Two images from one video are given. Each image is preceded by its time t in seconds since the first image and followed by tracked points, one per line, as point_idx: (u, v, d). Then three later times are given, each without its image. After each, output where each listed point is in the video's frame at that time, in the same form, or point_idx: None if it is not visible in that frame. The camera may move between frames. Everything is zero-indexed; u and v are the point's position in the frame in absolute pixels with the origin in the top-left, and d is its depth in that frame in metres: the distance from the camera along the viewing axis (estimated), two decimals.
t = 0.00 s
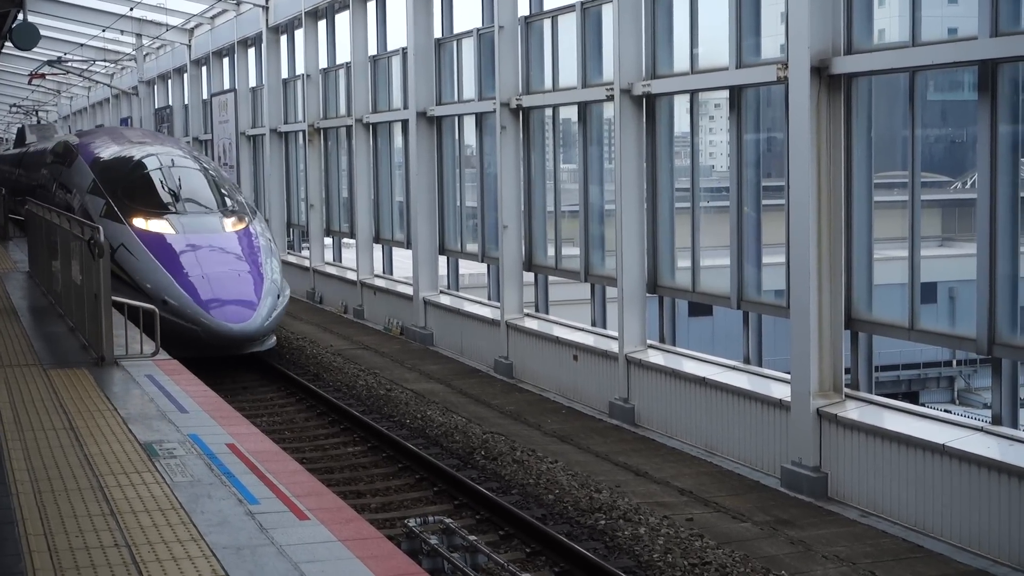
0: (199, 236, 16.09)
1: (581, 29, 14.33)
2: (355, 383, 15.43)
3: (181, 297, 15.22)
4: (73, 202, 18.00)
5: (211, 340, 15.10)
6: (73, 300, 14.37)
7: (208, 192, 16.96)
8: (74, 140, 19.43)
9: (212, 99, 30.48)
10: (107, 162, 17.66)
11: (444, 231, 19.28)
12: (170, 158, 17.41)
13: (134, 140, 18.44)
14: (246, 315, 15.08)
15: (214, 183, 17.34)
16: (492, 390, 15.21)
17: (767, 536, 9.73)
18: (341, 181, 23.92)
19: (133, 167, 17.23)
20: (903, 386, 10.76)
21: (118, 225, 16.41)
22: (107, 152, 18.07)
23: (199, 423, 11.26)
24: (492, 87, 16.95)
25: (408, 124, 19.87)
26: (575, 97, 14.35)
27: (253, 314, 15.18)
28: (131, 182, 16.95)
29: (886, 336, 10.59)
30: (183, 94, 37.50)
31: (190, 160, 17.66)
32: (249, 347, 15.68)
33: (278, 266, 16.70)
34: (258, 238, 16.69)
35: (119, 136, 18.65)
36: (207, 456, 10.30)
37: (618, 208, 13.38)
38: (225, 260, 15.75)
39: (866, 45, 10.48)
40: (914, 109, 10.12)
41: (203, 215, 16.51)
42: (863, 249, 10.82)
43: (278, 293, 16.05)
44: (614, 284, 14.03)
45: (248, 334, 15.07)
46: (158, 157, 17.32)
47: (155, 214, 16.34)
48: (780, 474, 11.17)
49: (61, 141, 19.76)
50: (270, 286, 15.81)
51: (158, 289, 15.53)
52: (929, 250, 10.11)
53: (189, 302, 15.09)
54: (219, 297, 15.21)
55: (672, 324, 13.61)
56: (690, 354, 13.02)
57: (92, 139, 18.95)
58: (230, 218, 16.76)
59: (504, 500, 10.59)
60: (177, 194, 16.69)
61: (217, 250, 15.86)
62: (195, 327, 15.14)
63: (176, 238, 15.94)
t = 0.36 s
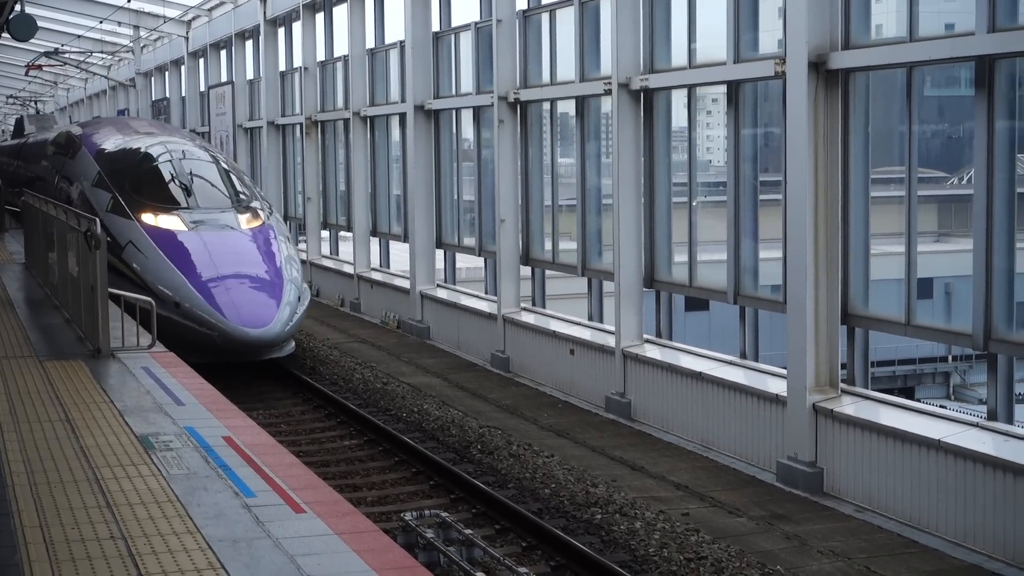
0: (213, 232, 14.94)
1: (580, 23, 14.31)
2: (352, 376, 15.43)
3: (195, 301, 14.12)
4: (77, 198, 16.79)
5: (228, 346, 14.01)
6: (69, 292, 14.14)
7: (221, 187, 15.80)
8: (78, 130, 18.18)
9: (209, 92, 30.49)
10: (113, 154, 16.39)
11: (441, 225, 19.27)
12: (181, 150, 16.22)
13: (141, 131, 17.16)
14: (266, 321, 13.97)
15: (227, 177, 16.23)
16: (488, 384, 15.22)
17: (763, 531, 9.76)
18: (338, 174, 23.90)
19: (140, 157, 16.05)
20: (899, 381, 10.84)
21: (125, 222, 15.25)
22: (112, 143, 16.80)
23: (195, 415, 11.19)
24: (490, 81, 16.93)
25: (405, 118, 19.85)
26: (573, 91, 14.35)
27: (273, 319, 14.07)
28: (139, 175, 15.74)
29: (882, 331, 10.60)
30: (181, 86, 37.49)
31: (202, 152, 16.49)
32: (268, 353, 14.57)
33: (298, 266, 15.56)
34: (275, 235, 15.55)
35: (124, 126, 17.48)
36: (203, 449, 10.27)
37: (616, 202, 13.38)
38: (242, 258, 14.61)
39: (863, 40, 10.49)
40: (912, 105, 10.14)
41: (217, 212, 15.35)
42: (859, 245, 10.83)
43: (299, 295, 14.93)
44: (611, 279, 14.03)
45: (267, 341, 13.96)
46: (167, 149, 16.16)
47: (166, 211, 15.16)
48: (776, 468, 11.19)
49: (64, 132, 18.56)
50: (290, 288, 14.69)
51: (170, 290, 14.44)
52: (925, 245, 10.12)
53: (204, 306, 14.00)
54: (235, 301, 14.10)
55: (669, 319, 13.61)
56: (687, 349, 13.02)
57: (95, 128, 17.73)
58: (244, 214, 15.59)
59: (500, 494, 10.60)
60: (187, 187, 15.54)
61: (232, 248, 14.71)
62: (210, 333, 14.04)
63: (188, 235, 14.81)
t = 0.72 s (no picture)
0: (228, 235, 14.20)
1: (578, 20, 14.30)
2: (349, 373, 15.44)
3: (213, 310, 13.39)
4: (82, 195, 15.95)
5: (249, 358, 13.29)
6: (66, 286, 13.84)
7: (236, 188, 15.07)
8: (81, 124, 17.31)
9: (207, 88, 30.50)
10: (120, 151, 15.59)
11: (438, 222, 19.27)
12: (193, 148, 15.49)
13: (150, 127, 16.39)
14: (288, 330, 13.23)
15: (242, 176, 15.49)
16: (485, 381, 15.24)
17: (759, 528, 9.79)
18: (335, 170, 23.90)
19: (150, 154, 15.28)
20: (895, 380, 10.85)
21: (135, 222, 14.48)
22: (119, 139, 16.02)
23: (192, 411, 11.10)
24: (487, 78, 16.93)
25: (403, 114, 19.85)
26: (570, 89, 14.35)
27: (296, 329, 13.32)
28: (150, 172, 14.99)
29: (877, 329, 10.62)
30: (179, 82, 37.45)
31: (215, 150, 15.78)
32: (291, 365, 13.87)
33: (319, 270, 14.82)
34: (294, 238, 14.81)
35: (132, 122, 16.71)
36: (200, 444, 10.26)
37: (614, 201, 13.39)
38: (260, 265, 13.86)
39: (861, 39, 10.50)
40: (910, 104, 10.15)
41: (231, 212, 14.63)
42: (857, 243, 10.84)
43: (322, 302, 14.18)
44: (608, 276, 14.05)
45: (290, 353, 13.20)
46: (179, 146, 15.43)
47: (178, 210, 14.44)
48: (772, 467, 11.22)
49: (67, 125, 17.74)
50: (312, 294, 13.94)
51: (186, 297, 13.70)
52: (923, 244, 10.13)
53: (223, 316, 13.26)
54: (255, 310, 13.36)
55: (665, 316, 13.61)
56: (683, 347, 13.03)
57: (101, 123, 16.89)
58: (261, 215, 14.85)
59: (497, 491, 10.63)
60: (201, 186, 14.79)
61: (249, 254, 13.95)
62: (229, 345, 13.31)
63: (203, 238, 14.08)
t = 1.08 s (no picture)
0: (245, 238, 13.13)
1: (575, 18, 14.30)
2: (345, 369, 15.46)
3: (231, 317, 12.25)
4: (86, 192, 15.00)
5: (271, 370, 12.10)
6: (63, 282, 13.80)
7: (254, 186, 14.07)
8: (86, 118, 16.30)
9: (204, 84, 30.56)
10: (128, 146, 14.57)
11: (435, 219, 19.29)
12: (206, 141, 14.46)
13: (159, 121, 15.41)
14: (312, 341, 12.03)
15: (259, 171, 14.50)
16: (481, 377, 15.25)
17: (754, 526, 9.79)
18: (333, 166, 23.91)
19: (160, 150, 14.25)
20: (891, 378, 10.86)
21: (147, 223, 13.48)
22: (127, 133, 15.02)
23: (188, 406, 11.08)
24: (485, 75, 16.93)
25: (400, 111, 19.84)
26: (568, 86, 14.36)
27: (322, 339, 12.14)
28: (161, 169, 13.97)
29: (874, 328, 10.62)
30: (177, 78, 37.54)
31: (228, 144, 14.75)
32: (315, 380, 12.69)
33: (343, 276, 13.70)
34: (318, 242, 13.72)
35: (141, 115, 15.72)
36: (195, 440, 10.25)
37: (610, 198, 13.38)
38: (281, 268, 12.75)
39: (860, 37, 10.49)
40: (907, 102, 10.15)
41: (249, 212, 13.63)
42: (853, 241, 10.84)
43: (348, 311, 13.03)
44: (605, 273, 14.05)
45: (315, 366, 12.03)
46: (191, 139, 14.41)
47: (192, 209, 13.43)
48: (767, 464, 11.22)
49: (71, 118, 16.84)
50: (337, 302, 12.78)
51: (203, 305, 12.62)
52: (919, 243, 10.13)
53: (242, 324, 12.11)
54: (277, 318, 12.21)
55: (662, 314, 13.62)
56: (680, 345, 13.03)
57: (106, 117, 15.90)
58: (279, 216, 13.83)
59: (493, 488, 10.64)
60: (217, 183, 13.77)
61: (268, 257, 12.86)
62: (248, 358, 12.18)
63: (219, 241, 13.01)
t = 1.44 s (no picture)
0: (262, 239, 12.43)
1: (571, 14, 14.29)
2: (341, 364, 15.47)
3: (252, 328, 11.51)
4: (86, 187, 14.20)
5: (294, 384, 11.36)
6: (58, 276, 13.76)
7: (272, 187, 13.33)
8: (88, 110, 15.51)
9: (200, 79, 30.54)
10: (136, 142, 13.82)
11: (430, 214, 19.30)
12: (219, 138, 13.73)
13: (166, 114, 14.68)
14: (339, 353, 11.28)
15: (275, 170, 13.78)
16: (476, 373, 15.26)
17: (748, 522, 9.81)
18: (328, 161, 23.91)
19: (171, 147, 13.51)
20: (886, 375, 10.90)
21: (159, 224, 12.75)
22: (133, 127, 14.26)
23: (184, 400, 10.99)
24: (481, 70, 16.93)
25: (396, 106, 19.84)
26: (564, 82, 14.35)
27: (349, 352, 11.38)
28: (172, 167, 13.23)
29: (869, 324, 10.64)
30: (172, 72, 37.52)
31: (242, 140, 14.00)
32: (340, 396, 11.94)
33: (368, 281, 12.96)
34: (338, 244, 13.00)
35: (146, 109, 14.95)
36: (190, 434, 10.21)
37: (606, 193, 13.38)
38: (302, 274, 12.03)
39: (854, 34, 10.48)
40: (903, 98, 10.16)
41: (266, 211, 12.93)
42: (848, 237, 10.84)
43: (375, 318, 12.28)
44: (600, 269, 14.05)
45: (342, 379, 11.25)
46: (204, 136, 13.68)
47: (204, 208, 12.75)
48: (762, 460, 11.24)
49: (71, 111, 16.04)
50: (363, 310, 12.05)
51: (219, 312, 11.91)
52: (914, 239, 10.15)
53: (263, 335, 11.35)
54: (301, 329, 11.46)
55: (657, 311, 13.61)
56: (674, 341, 13.04)
57: (109, 111, 15.11)
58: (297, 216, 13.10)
59: (488, 483, 10.66)
60: (233, 184, 13.04)
61: (287, 261, 12.13)
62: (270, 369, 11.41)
63: (235, 243, 12.32)
